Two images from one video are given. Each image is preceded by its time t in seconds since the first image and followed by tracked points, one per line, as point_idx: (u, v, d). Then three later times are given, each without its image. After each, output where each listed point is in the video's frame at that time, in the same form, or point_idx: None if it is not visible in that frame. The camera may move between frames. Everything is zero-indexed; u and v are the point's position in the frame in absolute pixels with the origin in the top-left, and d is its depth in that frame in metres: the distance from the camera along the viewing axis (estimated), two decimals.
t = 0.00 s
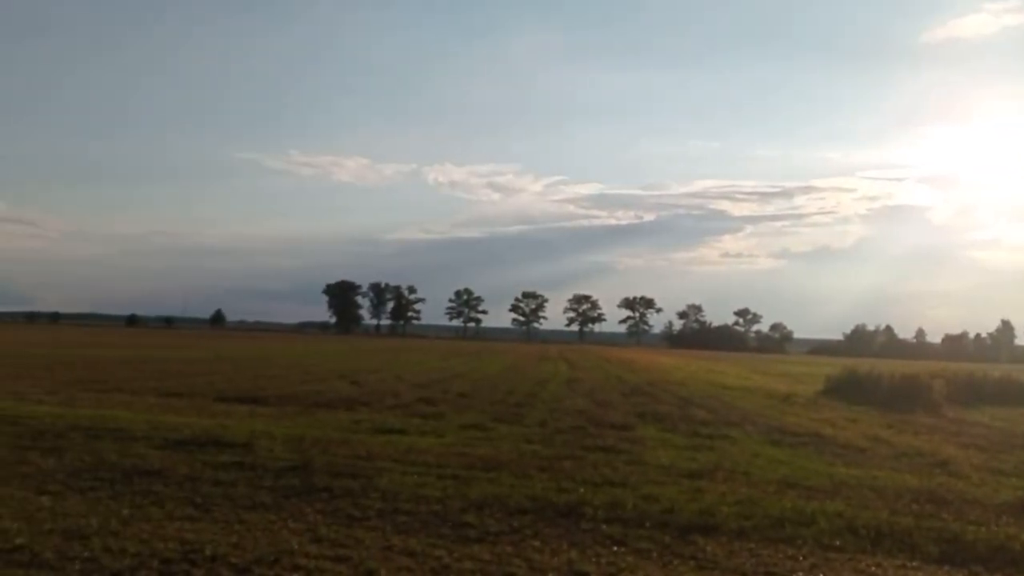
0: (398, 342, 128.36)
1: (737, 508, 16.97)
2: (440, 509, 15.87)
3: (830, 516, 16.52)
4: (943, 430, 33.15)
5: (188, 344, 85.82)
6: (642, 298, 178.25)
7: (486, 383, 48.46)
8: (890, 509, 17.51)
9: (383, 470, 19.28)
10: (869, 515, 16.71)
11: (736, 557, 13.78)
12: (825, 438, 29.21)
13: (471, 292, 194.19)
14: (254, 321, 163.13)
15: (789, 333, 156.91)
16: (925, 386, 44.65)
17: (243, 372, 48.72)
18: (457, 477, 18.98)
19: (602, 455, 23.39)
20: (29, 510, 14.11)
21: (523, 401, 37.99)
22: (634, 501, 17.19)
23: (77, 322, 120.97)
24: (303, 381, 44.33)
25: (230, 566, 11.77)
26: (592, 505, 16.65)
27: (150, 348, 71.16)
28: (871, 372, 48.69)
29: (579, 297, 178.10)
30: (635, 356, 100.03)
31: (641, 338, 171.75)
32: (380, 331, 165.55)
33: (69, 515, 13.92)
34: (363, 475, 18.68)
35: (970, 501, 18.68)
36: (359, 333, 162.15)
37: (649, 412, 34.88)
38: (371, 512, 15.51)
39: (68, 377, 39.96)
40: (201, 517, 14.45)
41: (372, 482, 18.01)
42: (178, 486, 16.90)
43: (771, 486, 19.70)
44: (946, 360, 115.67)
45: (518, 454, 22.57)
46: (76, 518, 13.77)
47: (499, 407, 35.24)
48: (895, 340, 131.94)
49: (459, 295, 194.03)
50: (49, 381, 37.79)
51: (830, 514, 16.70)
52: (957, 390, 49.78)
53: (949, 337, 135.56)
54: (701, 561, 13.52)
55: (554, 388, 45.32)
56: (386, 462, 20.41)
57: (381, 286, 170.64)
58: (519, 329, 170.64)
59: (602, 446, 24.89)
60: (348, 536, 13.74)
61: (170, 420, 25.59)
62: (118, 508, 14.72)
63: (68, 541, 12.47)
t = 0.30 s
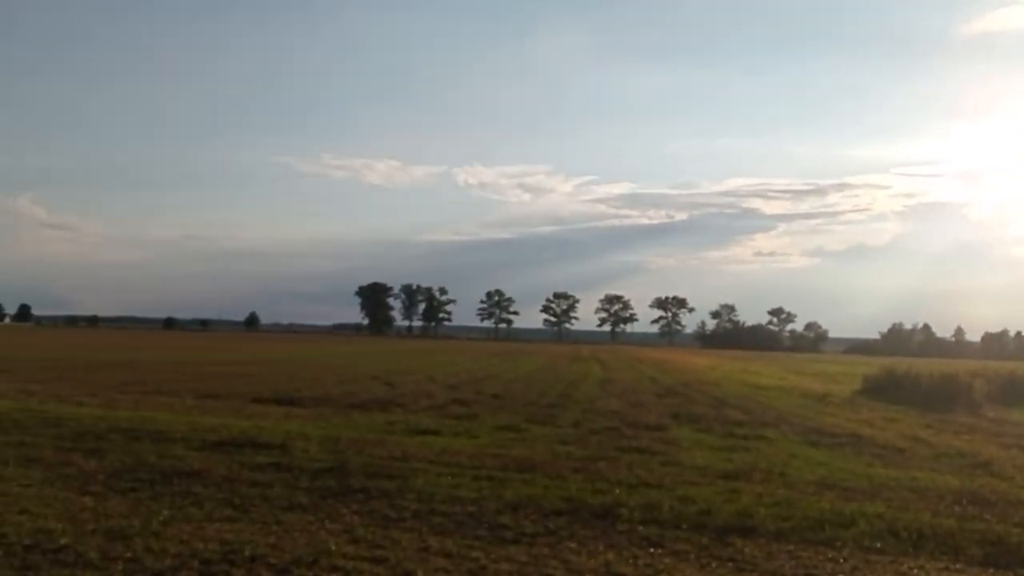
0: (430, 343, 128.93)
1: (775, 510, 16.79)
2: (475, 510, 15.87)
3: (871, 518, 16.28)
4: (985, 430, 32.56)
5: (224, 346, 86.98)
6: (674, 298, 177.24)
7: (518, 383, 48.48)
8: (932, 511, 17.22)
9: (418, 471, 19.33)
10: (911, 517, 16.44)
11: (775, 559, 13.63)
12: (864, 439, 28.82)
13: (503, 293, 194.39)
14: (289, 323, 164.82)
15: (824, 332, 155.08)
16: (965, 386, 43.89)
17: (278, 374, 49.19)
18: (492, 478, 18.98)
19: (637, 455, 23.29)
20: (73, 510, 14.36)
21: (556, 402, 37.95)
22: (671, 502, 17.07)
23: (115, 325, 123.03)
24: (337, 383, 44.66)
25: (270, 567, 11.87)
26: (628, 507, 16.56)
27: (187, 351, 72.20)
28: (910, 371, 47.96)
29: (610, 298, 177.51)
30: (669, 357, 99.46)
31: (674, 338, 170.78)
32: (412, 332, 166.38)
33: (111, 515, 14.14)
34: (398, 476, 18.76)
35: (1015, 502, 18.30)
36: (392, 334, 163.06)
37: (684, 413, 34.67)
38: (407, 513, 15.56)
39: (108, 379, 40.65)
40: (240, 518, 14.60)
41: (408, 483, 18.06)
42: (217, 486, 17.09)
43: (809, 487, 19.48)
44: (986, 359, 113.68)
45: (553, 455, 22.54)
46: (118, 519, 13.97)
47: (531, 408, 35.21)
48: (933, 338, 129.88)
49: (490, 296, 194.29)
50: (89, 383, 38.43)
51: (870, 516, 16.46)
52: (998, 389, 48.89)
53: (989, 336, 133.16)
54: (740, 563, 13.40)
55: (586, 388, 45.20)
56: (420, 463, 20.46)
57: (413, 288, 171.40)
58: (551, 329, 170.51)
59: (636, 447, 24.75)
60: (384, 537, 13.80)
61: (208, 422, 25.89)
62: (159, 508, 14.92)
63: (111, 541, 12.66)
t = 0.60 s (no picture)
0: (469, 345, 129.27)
1: (821, 512, 16.57)
2: (518, 511, 15.86)
3: (920, 520, 15.98)
4: None
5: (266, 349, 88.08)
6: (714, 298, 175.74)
7: (557, 384, 48.45)
8: (984, 513, 16.86)
9: (460, 473, 19.38)
10: (962, 519, 16.11)
11: (822, 562, 13.44)
12: (911, 439, 28.32)
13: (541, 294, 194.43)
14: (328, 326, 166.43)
15: (868, 332, 152.69)
16: (1016, 385, 42.90)
17: (319, 376, 49.73)
18: (534, 479, 18.97)
19: (680, 457, 23.14)
20: (123, 511, 14.63)
21: (596, 403, 37.84)
22: (715, 504, 16.92)
23: (160, 328, 125.25)
24: (377, 385, 45.01)
25: (316, 567, 11.98)
26: (672, 509, 16.44)
27: (231, 354, 73.26)
28: (957, 371, 47.02)
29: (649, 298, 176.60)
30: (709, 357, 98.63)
31: (714, 338, 169.35)
32: (450, 334, 167.00)
33: (160, 516, 14.39)
34: (441, 478, 18.82)
35: None
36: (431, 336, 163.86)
37: (726, 414, 34.39)
38: (450, 515, 15.61)
39: (155, 382, 41.38)
40: (286, 519, 14.77)
41: (450, 484, 18.13)
42: (262, 488, 17.30)
43: (856, 489, 19.18)
44: None
45: (595, 457, 22.48)
46: (167, 520, 14.21)
47: (572, 409, 35.13)
48: (981, 337, 127.21)
49: (528, 297, 194.42)
50: (136, 386, 39.16)
51: (919, 518, 16.16)
52: None
53: None
54: (786, 566, 13.22)
55: (627, 389, 45.00)
56: (462, 465, 20.53)
57: (451, 290, 172.18)
58: (589, 330, 170.09)
59: (679, 448, 24.58)
60: (429, 538, 13.86)
61: (253, 424, 26.25)
62: (207, 509, 15.15)
63: (161, 541, 12.87)
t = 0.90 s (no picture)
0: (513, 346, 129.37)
1: (876, 514, 16.25)
2: (567, 513, 15.82)
3: (980, 523, 15.58)
4: None
5: (312, 352, 88.98)
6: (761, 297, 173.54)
7: (603, 385, 48.24)
8: None
9: (508, 474, 19.38)
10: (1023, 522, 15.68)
11: (878, 566, 13.17)
12: (968, 440, 27.65)
13: (584, 295, 193.81)
14: (373, 329, 167.64)
15: (920, 331, 149.50)
16: None
17: (365, 378, 50.10)
18: (582, 481, 18.90)
19: (729, 458, 22.87)
20: (178, 512, 14.89)
21: (642, 404, 37.57)
22: (767, 506, 16.69)
23: (209, 332, 127.38)
24: (423, 386, 45.22)
25: (367, 568, 12.08)
26: (722, 511, 16.25)
27: (278, 356, 74.23)
28: (1015, 370, 45.81)
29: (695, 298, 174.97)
30: (756, 357, 97.43)
31: (761, 337, 167.29)
32: (494, 335, 167.25)
33: (214, 517, 14.62)
34: (488, 479, 18.85)
35: None
36: (475, 338, 164.35)
37: (775, 414, 33.92)
38: (498, 517, 15.60)
39: (206, 385, 42.05)
40: (336, 520, 14.90)
41: (498, 486, 18.14)
42: (313, 489, 17.48)
43: (912, 491, 18.77)
44: None
45: (642, 459, 22.30)
46: (221, 521, 14.41)
47: (617, 410, 34.95)
48: None
49: (572, 298, 193.94)
50: (188, 389, 39.83)
51: (979, 521, 15.75)
52: None
53: None
54: (842, 570, 12.98)
55: (673, 390, 44.63)
56: (510, 466, 20.54)
57: (494, 291, 172.48)
58: (634, 331, 169.14)
59: (727, 450, 24.32)
60: (478, 540, 13.88)
61: (302, 426, 26.54)
62: (260, 510, 15.36)
63: (215, 542, 13.06)
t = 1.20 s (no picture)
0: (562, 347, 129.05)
1: (941, 517, 15.83)
2: (622, 516, 15.70)
3: None
4: None
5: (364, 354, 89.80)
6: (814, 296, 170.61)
7: (654, 386, 47.86)
8: None
9: (561, 476, 19.31)
10: None
11: (943, 570, 12.83)
12: None
13: (634, 295, 192.63)
14: (423, 331, 168.67)
15: (981, 329, 145.57)
16: None
17: (417, 380, 50.42)
18: (636, 483, 18.75)
19: (786, 460, 22.48)
20: (238, 513, 15.14)
21: (696, 405, 37.15)
22: (826, 509, 16.37)
23: (263, 335, 129.46)
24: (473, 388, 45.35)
25: (424, 570, 12.13)
26: (780, 514, 15.99)
27: (330, 359, 75.07)
28: None
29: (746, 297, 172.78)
30: (810, 357, 95.79)
31: (815, 337, 164.50)
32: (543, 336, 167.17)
33: (272, 518, 14.82)
34: (541, 481, 18.81)
35: None
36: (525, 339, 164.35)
37: (832, 415, 33.27)
38: (552, 519, 15.55)
39: (261, 387, 42.74)
40: (392, 521, 15.00)
41: (552, 488, 18.10)
42: (367, 491, 17.62)
43: (978, 493, 18.24)
44: None
45: (697, 460, 22.05)
46: (279, 522, 14.62)
47: (670, 412, 34.61)
48: None
49: (621, 299, 192.87)
50: (244, 392, 40.50)
51: None
52: None
53: None
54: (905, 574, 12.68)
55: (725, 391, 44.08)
56: (562, 468, 20.46)
57: (543, 293, 172.41)
58: (685, 331, 167.60)
59: (784, 452, 23.92)
60: (533, 542, 13.86)
61: (355, 428, 26.79)
62: (317, 512, 15.53)
63: (274, 543, 13.24)
